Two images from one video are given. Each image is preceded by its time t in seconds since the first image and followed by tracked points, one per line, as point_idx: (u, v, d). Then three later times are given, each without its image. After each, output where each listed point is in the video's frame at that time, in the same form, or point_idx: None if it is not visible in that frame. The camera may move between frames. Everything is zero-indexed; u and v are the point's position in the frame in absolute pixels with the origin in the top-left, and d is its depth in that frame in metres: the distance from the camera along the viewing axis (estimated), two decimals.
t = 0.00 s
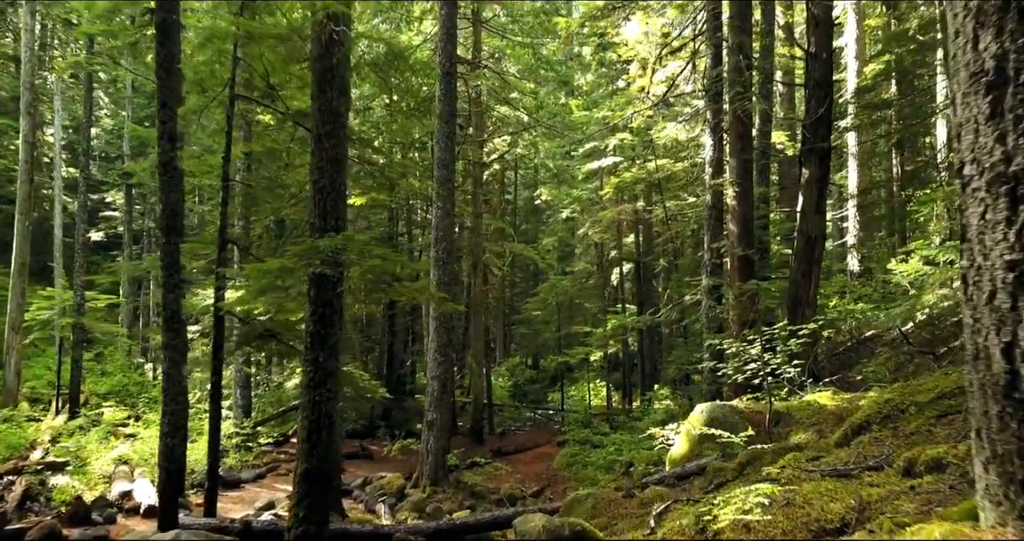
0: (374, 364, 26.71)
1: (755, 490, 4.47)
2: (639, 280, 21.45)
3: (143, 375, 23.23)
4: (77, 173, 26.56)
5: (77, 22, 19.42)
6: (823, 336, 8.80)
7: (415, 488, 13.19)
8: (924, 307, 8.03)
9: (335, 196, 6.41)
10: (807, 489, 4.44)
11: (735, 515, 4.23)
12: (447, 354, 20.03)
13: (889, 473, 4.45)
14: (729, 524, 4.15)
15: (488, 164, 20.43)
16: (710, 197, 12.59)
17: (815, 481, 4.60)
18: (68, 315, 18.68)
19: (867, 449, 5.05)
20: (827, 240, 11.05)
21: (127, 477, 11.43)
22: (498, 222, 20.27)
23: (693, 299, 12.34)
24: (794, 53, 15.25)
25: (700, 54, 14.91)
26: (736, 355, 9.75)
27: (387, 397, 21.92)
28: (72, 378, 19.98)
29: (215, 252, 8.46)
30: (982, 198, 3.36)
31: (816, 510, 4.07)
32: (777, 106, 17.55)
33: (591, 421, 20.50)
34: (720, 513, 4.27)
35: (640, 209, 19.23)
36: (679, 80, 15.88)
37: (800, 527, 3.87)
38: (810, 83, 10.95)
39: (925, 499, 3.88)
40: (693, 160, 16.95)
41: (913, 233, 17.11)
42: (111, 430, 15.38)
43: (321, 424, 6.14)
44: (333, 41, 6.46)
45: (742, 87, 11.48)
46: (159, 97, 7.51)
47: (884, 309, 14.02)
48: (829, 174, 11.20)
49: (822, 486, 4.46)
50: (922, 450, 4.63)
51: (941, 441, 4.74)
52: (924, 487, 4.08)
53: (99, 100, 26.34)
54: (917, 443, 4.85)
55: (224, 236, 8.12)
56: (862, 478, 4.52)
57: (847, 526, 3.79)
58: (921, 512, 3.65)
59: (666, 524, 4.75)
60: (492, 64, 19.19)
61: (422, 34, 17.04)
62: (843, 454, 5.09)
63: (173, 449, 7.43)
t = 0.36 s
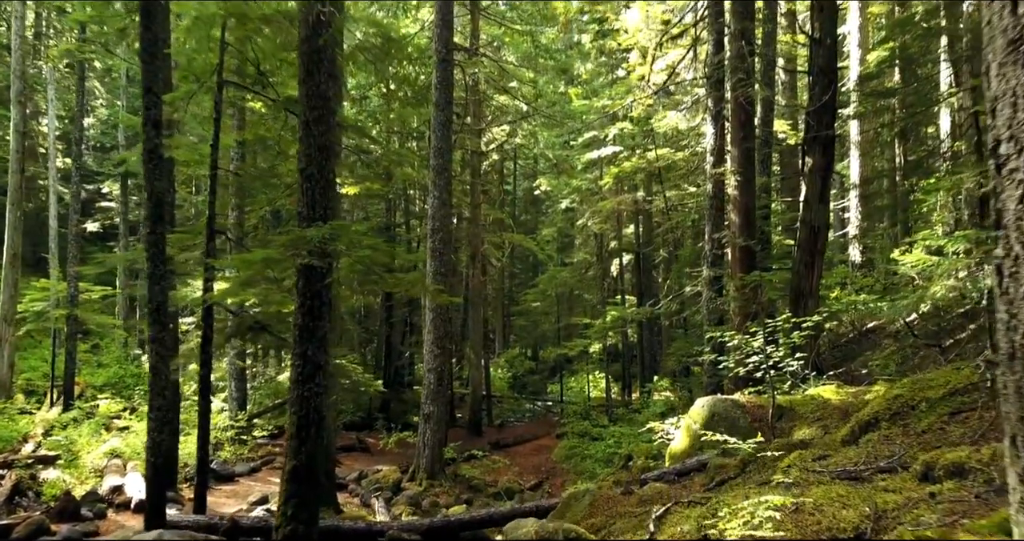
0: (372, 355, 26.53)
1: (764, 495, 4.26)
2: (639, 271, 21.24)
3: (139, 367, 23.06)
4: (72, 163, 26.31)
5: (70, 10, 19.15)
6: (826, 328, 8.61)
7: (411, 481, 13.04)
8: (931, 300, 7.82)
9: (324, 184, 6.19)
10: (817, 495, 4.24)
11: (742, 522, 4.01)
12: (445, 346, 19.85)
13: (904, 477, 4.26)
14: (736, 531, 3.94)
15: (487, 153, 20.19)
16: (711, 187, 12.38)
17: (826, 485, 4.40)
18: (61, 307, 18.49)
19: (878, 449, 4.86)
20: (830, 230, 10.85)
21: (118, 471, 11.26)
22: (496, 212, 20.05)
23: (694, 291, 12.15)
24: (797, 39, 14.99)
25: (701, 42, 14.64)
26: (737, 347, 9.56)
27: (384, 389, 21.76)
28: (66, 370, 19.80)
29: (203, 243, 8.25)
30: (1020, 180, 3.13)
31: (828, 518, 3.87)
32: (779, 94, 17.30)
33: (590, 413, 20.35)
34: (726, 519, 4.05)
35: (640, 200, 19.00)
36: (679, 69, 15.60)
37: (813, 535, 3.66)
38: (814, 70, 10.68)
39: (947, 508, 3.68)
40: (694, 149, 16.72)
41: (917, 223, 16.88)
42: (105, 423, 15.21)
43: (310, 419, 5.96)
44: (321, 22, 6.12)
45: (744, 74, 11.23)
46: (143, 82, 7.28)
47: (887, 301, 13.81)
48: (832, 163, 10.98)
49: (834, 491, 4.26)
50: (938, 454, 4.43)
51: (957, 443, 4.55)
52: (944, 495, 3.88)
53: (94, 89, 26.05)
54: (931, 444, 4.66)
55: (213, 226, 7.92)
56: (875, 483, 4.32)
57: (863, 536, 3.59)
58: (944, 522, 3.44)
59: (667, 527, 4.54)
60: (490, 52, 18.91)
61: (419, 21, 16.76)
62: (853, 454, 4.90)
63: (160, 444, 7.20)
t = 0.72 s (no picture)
0: (370, 343, 26.34)
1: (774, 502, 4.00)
2: (639, 258, 20.97)
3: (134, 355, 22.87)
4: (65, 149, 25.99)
5: None
6: (831, 316, 8.38)
7: (407, 472, 12.86)
8: (940, 288, 7.57)
9: (309, 167, 5.93)
10: (829, 500, 4.00)
11: (750, 530, 3.75)
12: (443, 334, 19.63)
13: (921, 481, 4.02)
14: None
15: (484, 139, 19.87)
16: (712, 172, 12.12)
17: (839, 490, 4.16)
18: (53, 294, 18.25)
19: (891, 447, 4.63)
20: (834, 216, 10.58)
21: (108, 462, 11.06)
22: (494, 199, 19.76)
23: (694, 278, 11.91)
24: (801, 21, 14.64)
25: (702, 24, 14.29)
26: (739, 336, 9.33)
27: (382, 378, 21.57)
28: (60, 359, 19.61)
29: (189, 229, 7.98)
30: None
31: (844, 528, 3.61)
32: (782, 78, 16.95)
33: (589, 401, 20.18)
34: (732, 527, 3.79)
35: (640, 186, 18.71)
36: (680, 52, 15.25)
37: None
38: (819, 51, 10.36)
39: (976, 520, 3.42)
40: (695, 134, 16.40)
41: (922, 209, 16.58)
42: (98, 412, 15.01)
43: (296, 413, 5.73)
44: None
45: (748, 56, 10.91)
46: (124, 62, 6.98)
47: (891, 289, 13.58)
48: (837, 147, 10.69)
49: (849, 498, 4.00)
50: (957, 456, 4.19)
51: (977, 444, 4.31)
52: (971, 505, 3.62)
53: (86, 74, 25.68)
54: (948, 444, 4.43)
55: (198, 212, 7.67)
56: (892, 487, 4.08)
57: None
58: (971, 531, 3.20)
59: (666, 532, 4.29)
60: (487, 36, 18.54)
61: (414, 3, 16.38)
62: (865, 454, 4.67)
63: (144, 437, 6.96)
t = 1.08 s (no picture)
0: (367, 331, 26.14)
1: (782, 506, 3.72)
2: (638, 245, 20.71)
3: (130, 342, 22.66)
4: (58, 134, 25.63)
5: None
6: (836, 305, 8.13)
7: (402, 462, 12.65)
8: (950, 277, 7.29)
9: (292, 150, 5.66)
10: (840, 504, 3.75)
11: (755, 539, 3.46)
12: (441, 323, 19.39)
13: (938, 484, 3.76)
14: None
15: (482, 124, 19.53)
16: (714, 157, 11.82)
17: (851, 494, 3.87)
18: (45, 282, 17.99)
19: (904, 446, 4.37)
20: (839, 202, 10.32)
21: (97, 453, 10.85)
22: (492, 185, 19.47)
23: (695, 266, 11.64)
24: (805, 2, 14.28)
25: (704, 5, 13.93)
26: (741, 326, 9.09)
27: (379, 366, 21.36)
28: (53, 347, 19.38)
29: (173, 215, 7.71)
30: None
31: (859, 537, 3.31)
32: (786, 60, 16.61)
33: (587, 389, 20.00)
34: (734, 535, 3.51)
35: (640, 172, 18.42)
36: (681, 35, 14.90)
37: None
38: (825, 32, 10.04)
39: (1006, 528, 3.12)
40: (697, 118, 16.09)
41: (927, 196, 16.29)
42: (89, 402, 14.79)
43: (280, 407, 5.49)
44: None
45: (751, 37, 10.59)
46: (101, 40, 6.67)
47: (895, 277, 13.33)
48: (842, 131, 10.41)
49: (862, 503, 3.71)
50: (977, 458, 3.93)
51: (997, 443, 4.05)
52: (999, 512, 3.32)
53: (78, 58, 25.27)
54: (966, 443, 4.17)
55: (182, 197, 7.39)
56: (909, 490, 3.80)
57: None
58: None
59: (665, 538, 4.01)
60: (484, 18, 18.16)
61: None
62: (876, 453, 4.41)
63: (127, 430, 6.67)
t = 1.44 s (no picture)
0: (365, 321, 25.95)
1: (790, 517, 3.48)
2: (638, 234, 20.45)
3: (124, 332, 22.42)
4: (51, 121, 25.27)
5: None
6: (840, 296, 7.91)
7: (397, 454, 12.48)
8: (958, 268, 7.09)
9: (276, 135, 5.41)
10: (854, 516, 3.49)
11: None
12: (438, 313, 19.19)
13: (960, 492, 3.51)
14: None
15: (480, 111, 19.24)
16: (715, 144, 11.57)
17: (866, 504, 3.62)
18: (37, 271, 17.72)
19: (920, 448, 4.13)
20: (843, 190, 10.09)
21: (86, 446, 10.65)
22: (490, 173, 19.20)
23: (696, 255, 11.41)
24: None
25: None
26: (742, 317, 8.88)
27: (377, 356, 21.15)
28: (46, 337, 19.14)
29: (158, 203, 7.46)
30: None
31: None
32: (789, 45, 16.30)
33: (586, 379, 19.82)
34: None
35: (640, 160, 18.14)
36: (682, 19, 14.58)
37: None
38: (830, 15, 9.76)
39: None
40: (698, 105, 15.79)
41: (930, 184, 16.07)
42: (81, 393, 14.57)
43: (265, 402, 5.28)
44: None
45: (755, 20, 10.30)
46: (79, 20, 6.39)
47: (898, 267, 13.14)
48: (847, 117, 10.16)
49: (878, 514, 3.47)
50: (1001, 464, 3.68)
51: (1019, 446, 3.81)
52: None
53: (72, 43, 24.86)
54: (986, 446, 3.92)
55: (166, 184, 7.14)
56: (926, 499, 3.55)
57: None
58: None
59: None
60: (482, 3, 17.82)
61: None
62: (889, 455, 4.17)
63: (110, 425, 6.46)
